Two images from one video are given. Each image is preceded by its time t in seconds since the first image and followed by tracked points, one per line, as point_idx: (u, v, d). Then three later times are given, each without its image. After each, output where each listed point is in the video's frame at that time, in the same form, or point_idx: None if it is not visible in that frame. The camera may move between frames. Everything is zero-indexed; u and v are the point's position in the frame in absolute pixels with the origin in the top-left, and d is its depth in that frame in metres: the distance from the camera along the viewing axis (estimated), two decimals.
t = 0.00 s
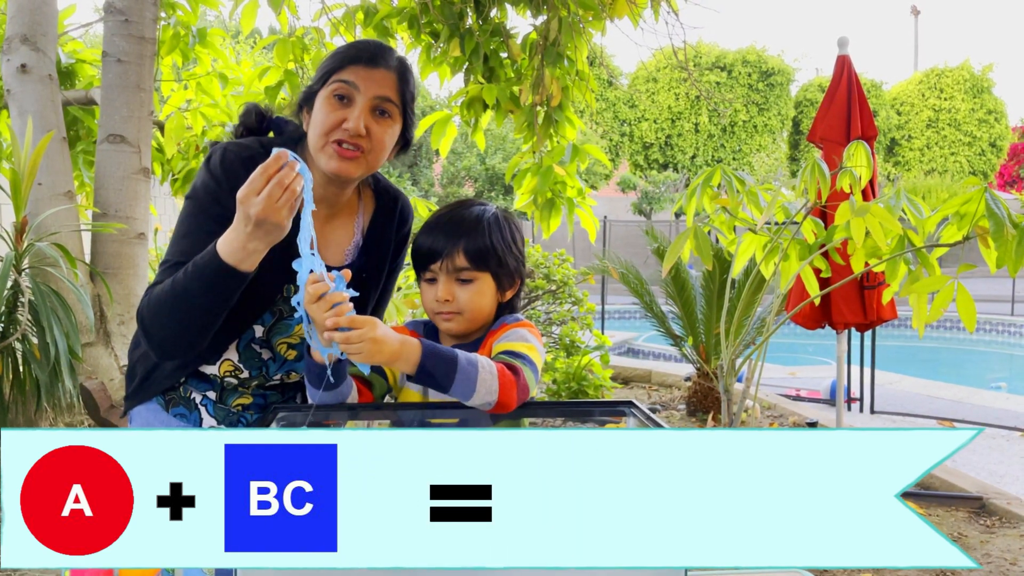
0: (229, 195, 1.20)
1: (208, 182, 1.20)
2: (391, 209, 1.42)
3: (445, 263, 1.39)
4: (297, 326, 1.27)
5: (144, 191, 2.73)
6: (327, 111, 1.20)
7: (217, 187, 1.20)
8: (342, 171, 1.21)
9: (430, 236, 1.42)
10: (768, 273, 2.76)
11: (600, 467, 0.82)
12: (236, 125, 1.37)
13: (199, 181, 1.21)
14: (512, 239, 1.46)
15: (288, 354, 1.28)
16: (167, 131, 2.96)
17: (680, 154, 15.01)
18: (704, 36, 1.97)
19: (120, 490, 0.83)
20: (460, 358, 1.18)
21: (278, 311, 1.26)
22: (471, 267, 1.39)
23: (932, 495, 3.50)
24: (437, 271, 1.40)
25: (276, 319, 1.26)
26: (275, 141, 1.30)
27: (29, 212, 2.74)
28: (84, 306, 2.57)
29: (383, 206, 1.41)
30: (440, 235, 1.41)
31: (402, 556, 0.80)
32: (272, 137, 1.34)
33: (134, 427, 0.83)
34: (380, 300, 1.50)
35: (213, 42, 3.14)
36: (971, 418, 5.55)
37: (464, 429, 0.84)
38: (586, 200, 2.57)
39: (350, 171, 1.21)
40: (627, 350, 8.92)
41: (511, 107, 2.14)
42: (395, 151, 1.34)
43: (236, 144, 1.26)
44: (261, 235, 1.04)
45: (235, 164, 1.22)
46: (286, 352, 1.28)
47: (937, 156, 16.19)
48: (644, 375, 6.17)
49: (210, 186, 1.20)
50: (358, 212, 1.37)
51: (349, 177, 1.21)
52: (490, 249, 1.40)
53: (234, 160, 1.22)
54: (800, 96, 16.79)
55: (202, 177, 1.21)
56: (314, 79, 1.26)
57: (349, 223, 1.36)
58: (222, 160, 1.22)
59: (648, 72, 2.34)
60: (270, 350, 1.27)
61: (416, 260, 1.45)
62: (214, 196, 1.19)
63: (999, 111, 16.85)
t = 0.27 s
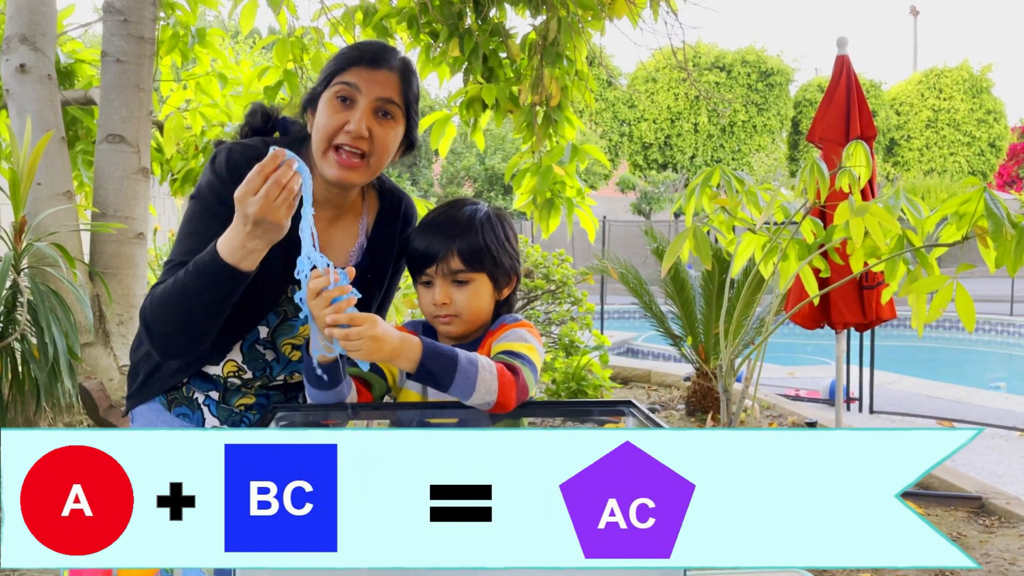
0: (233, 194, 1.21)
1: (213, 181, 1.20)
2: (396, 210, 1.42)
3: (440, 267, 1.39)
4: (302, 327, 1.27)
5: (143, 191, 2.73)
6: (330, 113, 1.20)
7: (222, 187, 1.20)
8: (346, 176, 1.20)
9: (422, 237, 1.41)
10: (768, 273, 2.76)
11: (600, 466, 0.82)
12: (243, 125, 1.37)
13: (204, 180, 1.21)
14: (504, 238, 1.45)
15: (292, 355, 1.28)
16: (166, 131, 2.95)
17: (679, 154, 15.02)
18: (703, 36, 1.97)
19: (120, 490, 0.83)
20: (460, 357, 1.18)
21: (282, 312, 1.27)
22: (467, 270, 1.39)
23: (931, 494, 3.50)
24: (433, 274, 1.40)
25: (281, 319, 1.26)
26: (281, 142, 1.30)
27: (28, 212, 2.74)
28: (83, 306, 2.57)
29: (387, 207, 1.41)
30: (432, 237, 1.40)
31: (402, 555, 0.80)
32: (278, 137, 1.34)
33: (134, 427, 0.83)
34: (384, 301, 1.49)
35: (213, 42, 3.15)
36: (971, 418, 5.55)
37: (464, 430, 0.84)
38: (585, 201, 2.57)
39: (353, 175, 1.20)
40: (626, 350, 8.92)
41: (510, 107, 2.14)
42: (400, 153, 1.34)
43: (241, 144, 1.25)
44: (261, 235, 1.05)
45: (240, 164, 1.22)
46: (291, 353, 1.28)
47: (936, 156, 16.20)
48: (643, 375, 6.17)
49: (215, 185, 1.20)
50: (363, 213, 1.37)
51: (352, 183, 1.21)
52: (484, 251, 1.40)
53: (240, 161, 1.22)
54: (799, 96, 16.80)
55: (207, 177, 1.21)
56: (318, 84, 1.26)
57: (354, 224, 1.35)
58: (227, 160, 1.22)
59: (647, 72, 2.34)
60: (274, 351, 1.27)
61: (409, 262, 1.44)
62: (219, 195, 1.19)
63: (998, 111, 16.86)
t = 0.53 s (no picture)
0: (236, 193, 1.20)
1: (217, 180, 1.19)
2: (399, 210, 1.42)
3: (439, 267, 1.39)
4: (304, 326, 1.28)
5: (142, 191, 2.73)
6: (332, 118, 1.20)
7: (225, 185, 1.19)
8: (349, 178, 1.22)
9: (422, 237, 1.40)
10: (767, 273, 2.76)
11: (599, 466, 0.82)
12: (247, 123, 1.37)
13: (208, 178, 1.20)
14: (502, 238, 1.45)
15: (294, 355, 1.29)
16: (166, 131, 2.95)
17: (679, 154, 15.02)
18: (702, 36, 1.97)
19: (120, 490, 0.83)
20: (461, 355, 1.17)
21: (284, 311, 1.27)
22: (466, 270, 1.39)
23: (931, 494, 3.50)
24: (431, 274, 1.39)
25: (283, 319, 1.27)
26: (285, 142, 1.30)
27: (27, 212, 2.73)
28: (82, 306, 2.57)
29: (388, 207, 1.41)
30: (431, 238, 1.39)
31: (403, 556, 0.80)
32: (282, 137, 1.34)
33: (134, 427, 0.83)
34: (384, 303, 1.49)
35: (212, 42, 3.15)
36: (970, 418, 5.55)
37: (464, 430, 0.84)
38: (584, 200, 2.57)
39: (355, 180, 1.22)
40: (626, 350, 8.93)
41: (509, 107, 2.14)
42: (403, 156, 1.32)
43: (245, 142, 1.25)
44: (266, 233, 1.05)
45: (244, 163, 1.22)
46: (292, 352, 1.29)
47: (936, 157, 16.21)
48: (642, 375, 6.17)
49: (219, 184, 1.19)
50: (365, 214, 1.37)
51: (355, 185, 1.23)
52: (483, 251, 1.40)
53: (244, 160, 1.22)
54: (798, 96, 16.83)
55: (210, 175, 1.20)
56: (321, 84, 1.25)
57: (355, 225, 1.35)
58: (231, 159, 1.21)
59: (646, 72, 2.33)
60: (276, 350, 1.27)
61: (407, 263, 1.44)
62: (223, 194, 1.19)
63: (997, 111, 16.86)
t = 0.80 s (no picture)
0: (237, 193, 1.21)
1: (218, 179, 1.20)
2: (399, 210, 1.42)
3: (439, 267, 1.39)
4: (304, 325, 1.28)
5: (142, 191, 2.73)
6: (335, 118, 1.20)
7: (226, 184, 1.20)
8: (353, 177, 1.21)
9: (422, 237, 1.40)
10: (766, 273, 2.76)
11: (599, 466, 0.82)
12: (247, 122, 1.38)
13: (208, 177, 1.21)
14: (501, 238, 1.45)
15: (293, 354, 1.29)
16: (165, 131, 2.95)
17: (678, 154, 15.02)
18: (702, 36, 1.97)
19: (120, 490, 0.83)
20: (465, 354, 1.18)
21: (284, 311, 1.27)
22: (465, 270, 1.39)
23: (930, 495, 3.51)
24: (431, 275, 1.39)
25: (282, 319, 1.27)
26: (287, 140, 1.31)
27: (26, 212, 2.73)
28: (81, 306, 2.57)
29: (387, 206, 1.41)
30: (430, 238, 1.39)
31: (403, 556, 0.80)
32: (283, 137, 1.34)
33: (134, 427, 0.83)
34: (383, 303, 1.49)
35: (211, 43, 3.15)
36: (969, 419, 5.56)
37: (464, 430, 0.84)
38: (583, 200, 2.57)
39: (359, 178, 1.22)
40: (625, 350, 8.94)
41: (508, 107, 2.14)
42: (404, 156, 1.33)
43: (246, 142, 1.26)
44: (274, 236, 1.04)
45: (245, 161, 1.23)
46: (292, 351, 1.29)
47: (935, 157, 16.21)
48: (642, 375, 6.17)
49: (220, 183, 1.20)
50: (365, 214, 1.36)
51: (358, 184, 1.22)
52: (483, 252, 1.40)
53: (244, 159, 1.23)
54: (797, 97, 16.84)
55: (211, 174, 1.21)
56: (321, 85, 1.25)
57: (356, 225, 1.34)
58: (232, 158, 1.22)
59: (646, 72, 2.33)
60: (275, 349, 1.27)
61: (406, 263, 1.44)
62: (223, 193, 1.19)
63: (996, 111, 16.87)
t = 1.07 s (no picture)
0: (237, 193, 1.21)
1: (219, 178, 1.20)
2: (399, 210, 1.42)
3: (442, 266, 1.39)
4: (303, 325, 1.27)
5: (141, 191, 2.72)
6: (337, 120, 1.20)
7: (227, 184, 1.20)
8: (354, 179, 1.23)
9: (425, 235, 1.40)
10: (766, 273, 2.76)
11: (599, 466, 0.82)
12: (248, 122, 1.37)
13: (209, 176, 1.21)
14: (504, 238, 1.45)
15: (293, 354, 1.28)
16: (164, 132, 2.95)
17: (678, 154, 15.02)
18: (701, 36, 1.97)
19: (120, 490, 0.83)
20: (466, 353, 1.18)
21: (283, 311, 1.26)
22: (469, 269, 1.39)
23: (929, 495, 3.51)
24: (435, 274, 1.39)
25: (281, 319, 1.26)
26: (287, 138, 1.31)
27: (25, 212, 2.73)
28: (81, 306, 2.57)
29: (388, 204, 1.41)
30: (434, 236, 1.39)
31: (403, 556, 0.80)
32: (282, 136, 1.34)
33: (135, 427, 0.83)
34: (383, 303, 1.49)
35: (211, 43, 3.15)
36: (969, 419, 5.56)
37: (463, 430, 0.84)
38: (583, 201, 2.56)
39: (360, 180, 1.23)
40: (625, 350, 8.95)
41: (508, 107, 2.15)
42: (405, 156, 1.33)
43: (246, 142, 1.26)
44: (289, 249, 1.04)
45: (245, 159, 1.23)
46: (292, 351, 1.28)
47: (934, 157, 16.22)
48: (641, 375, 6.17)
49: (221, 183, 1.20)
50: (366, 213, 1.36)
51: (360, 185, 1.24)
52: (486, 251, 1.40)
53: (245, 157, 1.23)
54: (797, 97, 16.85)
55: (212, 173, 1.21)
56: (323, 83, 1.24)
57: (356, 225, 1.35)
58: (232, 157, 1.22)
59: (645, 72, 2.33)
60: (275, 349, 1.27)
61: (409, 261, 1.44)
62: (224, 193, 1.19)
63: (996, 111, 16.87)
